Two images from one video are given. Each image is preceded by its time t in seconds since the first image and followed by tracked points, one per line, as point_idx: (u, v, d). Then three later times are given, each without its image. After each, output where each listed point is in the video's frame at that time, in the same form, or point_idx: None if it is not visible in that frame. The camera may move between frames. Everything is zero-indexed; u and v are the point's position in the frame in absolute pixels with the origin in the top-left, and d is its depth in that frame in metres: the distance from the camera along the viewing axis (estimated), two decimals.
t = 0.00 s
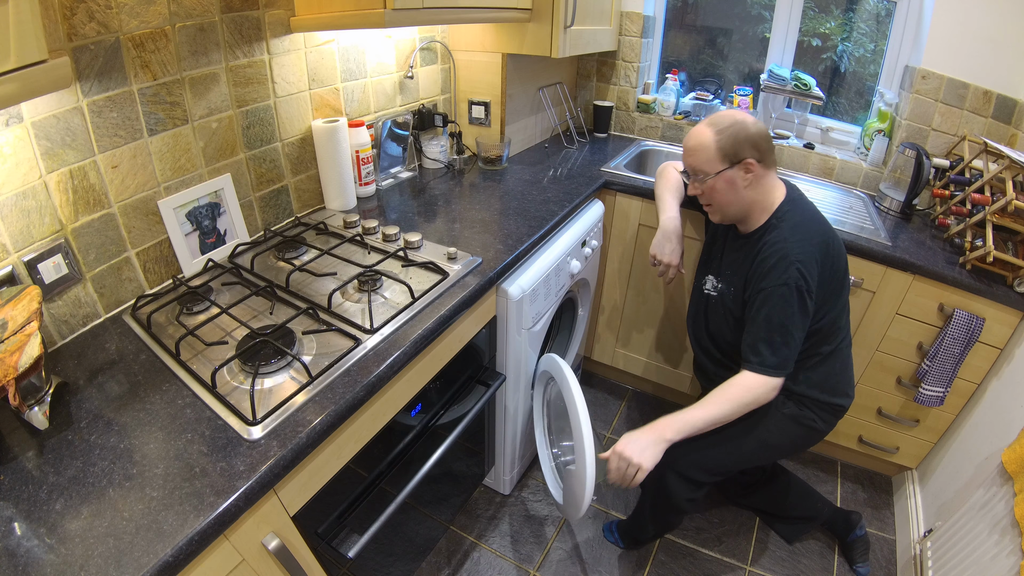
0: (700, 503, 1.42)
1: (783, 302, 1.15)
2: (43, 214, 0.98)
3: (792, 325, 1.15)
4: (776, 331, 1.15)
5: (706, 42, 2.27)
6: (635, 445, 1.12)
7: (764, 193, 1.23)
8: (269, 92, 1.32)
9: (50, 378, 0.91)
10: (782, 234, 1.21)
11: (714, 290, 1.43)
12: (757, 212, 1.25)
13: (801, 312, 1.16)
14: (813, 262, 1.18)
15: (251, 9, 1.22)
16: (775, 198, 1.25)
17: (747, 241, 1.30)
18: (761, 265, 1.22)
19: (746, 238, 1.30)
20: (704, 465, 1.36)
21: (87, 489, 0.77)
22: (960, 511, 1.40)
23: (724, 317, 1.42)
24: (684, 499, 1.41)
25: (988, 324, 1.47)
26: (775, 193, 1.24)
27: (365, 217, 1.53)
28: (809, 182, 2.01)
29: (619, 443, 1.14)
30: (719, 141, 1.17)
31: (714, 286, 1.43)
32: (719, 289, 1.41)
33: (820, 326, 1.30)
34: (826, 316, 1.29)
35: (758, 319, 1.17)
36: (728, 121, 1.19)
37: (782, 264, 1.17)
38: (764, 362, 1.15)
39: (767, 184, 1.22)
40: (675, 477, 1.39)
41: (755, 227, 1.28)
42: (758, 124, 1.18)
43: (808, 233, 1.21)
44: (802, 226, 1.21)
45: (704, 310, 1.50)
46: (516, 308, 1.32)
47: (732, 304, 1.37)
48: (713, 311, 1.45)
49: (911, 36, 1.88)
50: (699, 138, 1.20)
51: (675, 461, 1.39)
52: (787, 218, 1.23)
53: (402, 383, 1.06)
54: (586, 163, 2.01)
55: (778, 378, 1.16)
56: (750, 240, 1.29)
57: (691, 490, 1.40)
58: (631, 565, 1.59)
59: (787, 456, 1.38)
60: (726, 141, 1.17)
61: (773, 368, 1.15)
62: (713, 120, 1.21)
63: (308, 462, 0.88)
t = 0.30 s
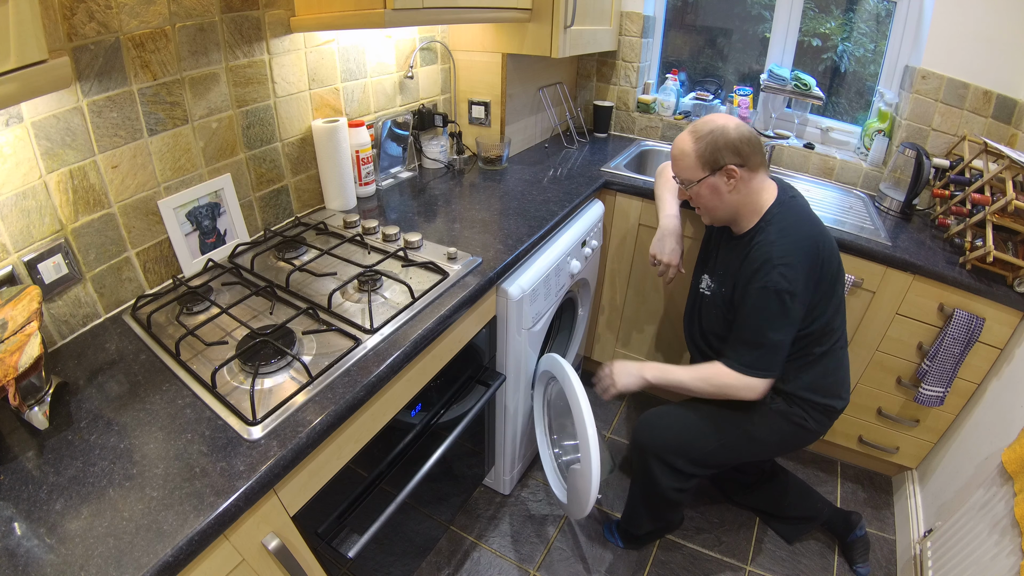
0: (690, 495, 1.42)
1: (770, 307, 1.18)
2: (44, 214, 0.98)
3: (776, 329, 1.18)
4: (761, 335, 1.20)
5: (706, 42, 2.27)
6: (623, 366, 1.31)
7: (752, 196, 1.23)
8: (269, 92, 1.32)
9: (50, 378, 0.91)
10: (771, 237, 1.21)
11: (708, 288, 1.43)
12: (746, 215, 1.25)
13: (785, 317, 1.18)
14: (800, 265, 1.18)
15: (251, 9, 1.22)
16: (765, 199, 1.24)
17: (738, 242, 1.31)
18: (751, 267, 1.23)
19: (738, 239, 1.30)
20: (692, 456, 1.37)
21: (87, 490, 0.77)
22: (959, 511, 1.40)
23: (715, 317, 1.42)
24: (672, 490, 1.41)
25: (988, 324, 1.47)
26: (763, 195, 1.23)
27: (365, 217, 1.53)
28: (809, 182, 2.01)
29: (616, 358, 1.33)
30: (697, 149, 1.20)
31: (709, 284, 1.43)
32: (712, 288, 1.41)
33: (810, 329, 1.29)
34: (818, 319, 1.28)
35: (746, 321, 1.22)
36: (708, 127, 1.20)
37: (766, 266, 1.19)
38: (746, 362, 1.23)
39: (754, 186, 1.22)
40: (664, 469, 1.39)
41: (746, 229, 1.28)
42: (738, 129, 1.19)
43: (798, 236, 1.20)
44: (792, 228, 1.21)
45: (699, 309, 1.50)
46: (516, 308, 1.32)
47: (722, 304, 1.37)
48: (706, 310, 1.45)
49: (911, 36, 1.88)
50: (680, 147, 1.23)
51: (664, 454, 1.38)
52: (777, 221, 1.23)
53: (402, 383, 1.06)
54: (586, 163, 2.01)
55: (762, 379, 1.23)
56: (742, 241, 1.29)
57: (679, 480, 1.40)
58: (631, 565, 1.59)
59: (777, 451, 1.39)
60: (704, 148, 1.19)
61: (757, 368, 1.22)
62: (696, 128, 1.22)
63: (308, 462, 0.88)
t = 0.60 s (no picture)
0: (690, 495, 1.43)
1: (774, 301, 1.18)
2: (44, 214, 0.98)
3: (776, 322, 1.19)
4: (759, 325, 1.20)
5: (706, 43, 2.27)
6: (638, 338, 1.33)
7: (767, 189, 1.22)
8: (269, 92, 1.32)
9: (50, 378, 0.90)
10: (778, 232, 1.21)
11: (710, 283, 1.42)
12: (759, 208, 1.24)
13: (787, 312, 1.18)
14: (804, 260, 1.18)
15: (251, 9, 1.22)
16: (778, 193, 1.24)
17: (745, 237, 1.30)
18: (757, 260, 1.23)
19: (744, 233, 1.30)
20: (691, 456, 1.37)
21: (87, 490, 0.77)
22: (959, 511, 1.40)
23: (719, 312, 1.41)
24: (672, 490, 1.41)
25: (988, 324, 1.47)
26: (777, 189, 1.23)
27: (365, 217, 1.53)
28: (809, 182, 2.01)
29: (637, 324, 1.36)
30: (723, 136, 1.17)
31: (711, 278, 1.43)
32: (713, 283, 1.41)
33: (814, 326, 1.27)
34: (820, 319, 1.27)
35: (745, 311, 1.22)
36: (732, 116, 1.18)
37: (770, 259, 1.19)
38: (743, 351, 1.23)
39: (770, 179, 1.21)
40: (663, 469, 1.40)
41: (756, 223, 1.27)
42: (760, 120, 1.18)
43: (805, 232, 1.20)
44: (800, 224, 1.20)
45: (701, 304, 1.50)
46: (516, 308, 1.32)
47: (724, 298, 1.37)
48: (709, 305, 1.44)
49: (911, 36, 1.88)
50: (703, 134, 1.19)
51: (662, 452, 1.38)
52: (786, 217, 1.22)
53: (402, 383, 1.06)
54: (586, 163, 2.01)
55: (757, 370, 1.24)
56: (748, 236, 1.29)
57: (678, 480, 1.41)
58: (631, 565, 1.58)
59: (777, 450, 1.39)
60: (731, 136, 1.16)
61: (753, 359, 1.23)
62: (717, 117, 1.20)
63: (308, 463, 0.88)
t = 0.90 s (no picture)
0: (696, 498, 1.43)
1: (846, 300, 1.17)
2: (44, 214, 0.98)
3: (849, 322, 1.18)
4: (843, 325, 1.18)
5: (706, 43, 2.27)
6: (695, 378, 1.34)
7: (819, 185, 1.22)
8: (269, 92, 1.32)
9: (50, 378, 0.90)
10: (834, 232, 1.20)
11: (740, 285, 1.38)
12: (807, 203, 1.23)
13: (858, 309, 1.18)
14: (862, 257, 1.19)
15: (251, 9, 1.22)
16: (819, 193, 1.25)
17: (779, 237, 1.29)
18: (811, 264, 1.22)
19: (781, 232, 1.28)
20: (700, 459, 1.37)
21: (87, 490, 0.77)
22: (960, 511, 1.40)
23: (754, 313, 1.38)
24: (679, 493, 1.41)
25: (988, 324, 1.47)
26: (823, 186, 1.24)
27: (365, 217, 1.53)
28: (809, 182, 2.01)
29: (684, 363, 1.37)
30: (816, 118, 1.12)
31: (737, 280, 1.39)
32: (750, 286, 1.36)
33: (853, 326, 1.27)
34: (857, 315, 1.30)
35: (819, 319, 1.20)
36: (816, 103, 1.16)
37: (834, 259, 1.18)
38: (829, 363, 1.20)
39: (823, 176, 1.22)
40: (671, 472, 1.39)
41: (796, 219, 1.25)
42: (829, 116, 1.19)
43: (856, 230, 1.21)
44: (851, 223, 1.22)
45: (721, 306, 1.46)
46: (516, 308, 1.32)
47: (763, 303, 1.34)
48: (739, 307, 1.40)
49: (911, 36, 1.88)
50: (796, 110, 1.13)
51: (673, 456, 1.37)
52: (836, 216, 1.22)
53: (402, 383, 1.06)
54: (586, 163, 2.01)
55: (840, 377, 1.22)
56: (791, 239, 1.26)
57: (685, 484, 1.41)
58: (631, 566, 1.58)
59: (783, 453, 1.39)
60: (822, 120, 1.13)
61: (837, 367, 1.20)
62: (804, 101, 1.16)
63: (308, 463, 0.88)
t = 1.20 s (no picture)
0: (701, 500, 1.43)
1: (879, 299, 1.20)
2: (44, 214, 0.98)
3: (880, 320, 1.21)
4: (875, 324, 1.21)
5: (706, 43, 2.27)
6: (725, 390, 1.34)
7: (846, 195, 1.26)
8: (269, 92, 1.32)
9: (50, 378, 0.90)
10: (863, 232, 1.21)
11: (762, 283, 1.37)
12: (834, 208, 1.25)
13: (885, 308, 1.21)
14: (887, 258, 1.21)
15: (251, 9, 1.22)
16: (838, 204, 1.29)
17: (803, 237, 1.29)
18: (844, 266, 1.22)
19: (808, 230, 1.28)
20: (708, 463, 1.36)
21: (87, 490, 0.77)
22: (960, 511, 1.40)
23: (769, 313, 1.37)
24: (686, 497, 1.40)
25: (988, 324, 1.47)
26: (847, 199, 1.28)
27: (365, 217, 1.53)
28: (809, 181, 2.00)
29: (714, 375, 1.38)
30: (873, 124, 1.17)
31: (757, 279, 1.38)
32: (776, 283, 1.35)
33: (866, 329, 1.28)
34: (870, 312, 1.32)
35: (853, 321, 1.21)
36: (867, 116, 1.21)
37: (869, 261, 1.19)
38: (864, 362, 1.22)
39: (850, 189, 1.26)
40: (679, 476, 1.39)
41: (817, 221, 1.27)
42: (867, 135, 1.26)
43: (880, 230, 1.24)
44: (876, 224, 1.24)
45: (735, 305, 1.45)
46: (516, 308, 1.32)
47: (784, 303, 1.34)
48: (760, 305, 1.38)
49: (911, 36, 1.88)
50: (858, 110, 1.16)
51: (684, 461, 1.36)
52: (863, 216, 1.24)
53: (402, 383, 1.06)
54: (586, 163, 2.01)
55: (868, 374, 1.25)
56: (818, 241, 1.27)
57: (692, 487, 1.40)
58: (631, 566, 1.59)
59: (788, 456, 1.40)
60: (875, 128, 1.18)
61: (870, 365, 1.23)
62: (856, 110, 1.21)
63: (308, 463, 0.88)
